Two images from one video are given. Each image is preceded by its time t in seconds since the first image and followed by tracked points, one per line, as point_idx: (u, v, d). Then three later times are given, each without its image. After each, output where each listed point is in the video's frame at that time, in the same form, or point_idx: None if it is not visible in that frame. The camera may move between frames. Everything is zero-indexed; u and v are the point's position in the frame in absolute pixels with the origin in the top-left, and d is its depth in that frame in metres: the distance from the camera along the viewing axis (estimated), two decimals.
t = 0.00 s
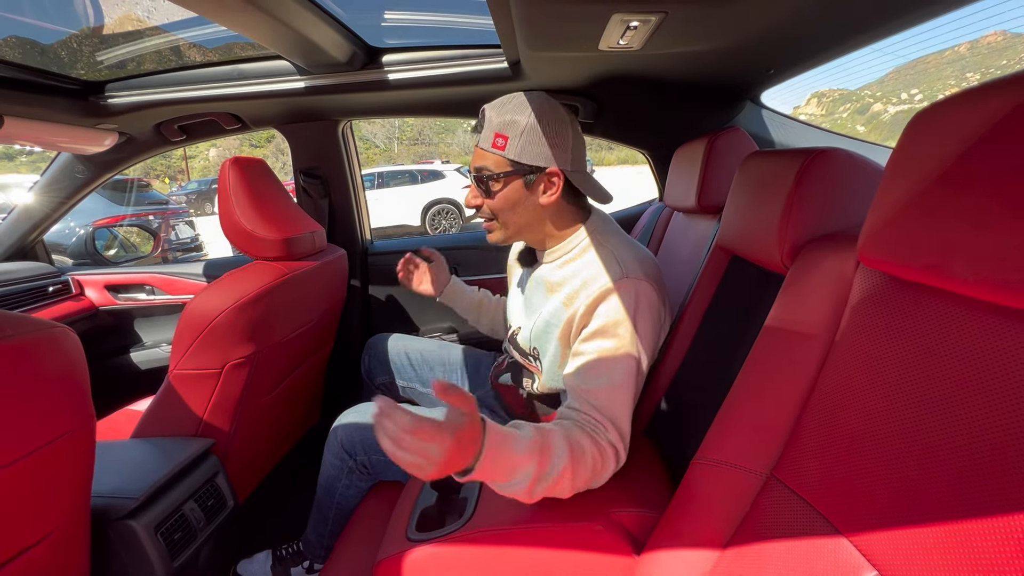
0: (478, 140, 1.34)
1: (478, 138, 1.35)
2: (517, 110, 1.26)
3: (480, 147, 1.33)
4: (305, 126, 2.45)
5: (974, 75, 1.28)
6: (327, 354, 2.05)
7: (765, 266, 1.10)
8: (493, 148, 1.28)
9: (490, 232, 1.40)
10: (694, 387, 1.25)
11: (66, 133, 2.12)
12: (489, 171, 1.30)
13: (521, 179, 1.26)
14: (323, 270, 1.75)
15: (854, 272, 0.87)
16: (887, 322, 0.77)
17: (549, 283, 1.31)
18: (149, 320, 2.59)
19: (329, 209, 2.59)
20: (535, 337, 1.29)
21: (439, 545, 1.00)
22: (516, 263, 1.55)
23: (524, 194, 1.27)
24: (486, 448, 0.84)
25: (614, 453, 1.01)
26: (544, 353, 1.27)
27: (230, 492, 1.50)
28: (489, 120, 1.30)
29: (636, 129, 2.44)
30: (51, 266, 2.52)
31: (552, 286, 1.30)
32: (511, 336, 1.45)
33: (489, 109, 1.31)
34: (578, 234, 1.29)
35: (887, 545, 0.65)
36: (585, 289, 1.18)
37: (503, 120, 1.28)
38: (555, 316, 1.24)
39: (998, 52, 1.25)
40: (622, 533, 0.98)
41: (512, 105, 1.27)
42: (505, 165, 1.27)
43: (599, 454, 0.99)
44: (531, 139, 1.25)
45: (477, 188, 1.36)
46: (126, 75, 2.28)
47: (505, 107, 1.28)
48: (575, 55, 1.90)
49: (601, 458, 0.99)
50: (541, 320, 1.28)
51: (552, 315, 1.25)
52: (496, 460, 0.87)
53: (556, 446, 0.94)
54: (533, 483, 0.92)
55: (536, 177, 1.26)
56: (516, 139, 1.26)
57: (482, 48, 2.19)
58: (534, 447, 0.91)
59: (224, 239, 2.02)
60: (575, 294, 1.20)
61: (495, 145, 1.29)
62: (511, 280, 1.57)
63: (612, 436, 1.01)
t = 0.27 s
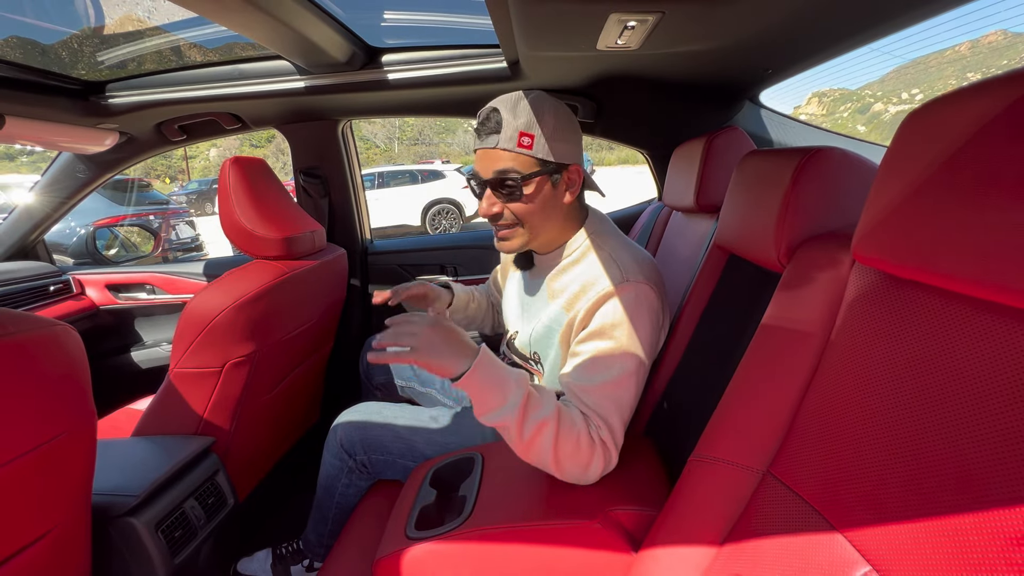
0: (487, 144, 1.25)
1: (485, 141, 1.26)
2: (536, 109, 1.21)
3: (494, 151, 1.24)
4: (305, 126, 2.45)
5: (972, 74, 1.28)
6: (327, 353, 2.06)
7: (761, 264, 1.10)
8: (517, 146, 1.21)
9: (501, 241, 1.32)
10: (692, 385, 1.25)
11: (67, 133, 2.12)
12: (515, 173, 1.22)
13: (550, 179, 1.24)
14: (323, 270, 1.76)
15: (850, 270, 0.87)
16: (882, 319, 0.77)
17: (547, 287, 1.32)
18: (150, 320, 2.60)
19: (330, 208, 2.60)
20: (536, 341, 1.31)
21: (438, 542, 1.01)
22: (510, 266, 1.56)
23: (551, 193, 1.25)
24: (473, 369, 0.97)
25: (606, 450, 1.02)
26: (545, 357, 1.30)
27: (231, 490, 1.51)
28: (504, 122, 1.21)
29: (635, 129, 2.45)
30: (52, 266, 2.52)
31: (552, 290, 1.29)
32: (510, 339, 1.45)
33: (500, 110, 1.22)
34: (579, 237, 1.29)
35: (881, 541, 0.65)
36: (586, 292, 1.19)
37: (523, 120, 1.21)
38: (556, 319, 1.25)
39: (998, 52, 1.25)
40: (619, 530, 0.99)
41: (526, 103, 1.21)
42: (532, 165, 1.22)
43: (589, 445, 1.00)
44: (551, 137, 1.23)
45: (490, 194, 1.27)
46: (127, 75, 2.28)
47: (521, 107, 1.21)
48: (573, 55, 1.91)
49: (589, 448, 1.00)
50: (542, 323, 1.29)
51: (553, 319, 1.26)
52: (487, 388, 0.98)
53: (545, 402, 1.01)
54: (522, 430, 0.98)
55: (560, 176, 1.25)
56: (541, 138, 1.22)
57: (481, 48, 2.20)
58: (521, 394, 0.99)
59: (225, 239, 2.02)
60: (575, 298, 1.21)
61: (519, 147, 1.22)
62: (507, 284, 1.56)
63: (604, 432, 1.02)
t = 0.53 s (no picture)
0: (512, 139, 1.22)
1: (508, 136, 1.23)
2: (562, 107, 1.23)
3: (523, 145, 1.21)
4: (306, 126, 2.46)
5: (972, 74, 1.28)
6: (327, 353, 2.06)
7: (759, 263, 1.11)
8: (547, 142, 1.21)
9: (520, 242, 1.27)
10: (690, 384, 1.26)
11: (69, 133, 2.14)
12: (545, 169, 1.21)
13: (572, 176, 1.26)
14: (324, 269, 1.76)
15: (847, 269, 0.88)
16: (879, 318, 0.77)
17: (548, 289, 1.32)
18: (151, 320, 2.60)
19: (330, 208, 2.60)
20: (537, 342, 1.30)
21: (437, 541, 1.01)
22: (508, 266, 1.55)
23: (572, 191, 1.27)
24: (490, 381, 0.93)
25: (608, 451, 1.03)
26: (545, 358, 1.29)
27: (231, 489, 1.51)
28: (534, 116, 1.20)
29: (635, 129, 2.45)
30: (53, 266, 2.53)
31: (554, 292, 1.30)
32: (508, 340, 1.45)
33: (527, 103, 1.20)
34: (580, 239, 1.29)
35: (876, 538, 0.66)
36: (588, 294, 1.19)
37: (550, 117, 1.22)
38: (557, 320, 1.25)
39: (999, 52, 1.26)
40: (618, 529, 0.99)
41: (549, 100, 1.22)
42: (559, 161, 1.23)
43: (592, 448, 1.01)
44: (572, 136, 1.26)
45: (516, 191, 1.23)
46: (128, 76, 2.29)
47: (549, 102, 1.21)
48: (573, 55, 1.91)
49: (593, 450, 1.01)
50: (543, 323, 1.29)
51: (554, 319, 1.27)
52: (499, 398, 0.94)
53: (552, 406, 0.99)
54: (532, 437, 0.96)
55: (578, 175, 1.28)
56: (566, 135, 1.24)
57: (481, 48, 2.20)
58: (533, 400, 0.97)
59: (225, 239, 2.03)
60: (578, 299, 1.22)
61: (549, 142, 1.22)
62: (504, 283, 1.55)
63: (607, 434, 1.03)
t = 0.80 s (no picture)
0: (530, 136, 1.21)
1: (525, 134, 1.22)
2: (576, 104, 1.24)
3: (541, 143, 1.21)
4: (307, 126, 2.47)
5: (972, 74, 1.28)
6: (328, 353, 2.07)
7: (760, 263, 1.11)
8: (567, 140, 1.22)
9: (538, 241, 1.27)
10: (691, 384, 1.26)
11: (70, 134, 2.14)
12: (564, 166, 1.23)
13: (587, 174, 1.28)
14: (325, 269, 1.77)
15: (848, 268, 0.88)
16: (879, 318, 0.78)
17: (555, 292, 1.32)
18: (153, 320, 2.61)
19: (331, 208, 2.61)
20: (543, 343, 1.30)
21: (439, 540, 1.02)
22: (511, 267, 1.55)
23: (586, 188, 1.29)
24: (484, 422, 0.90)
25: (608, 455, 1.04)
26: (551, 359, 1.29)
27: (234, 488, 1.52)
28: (552, 112, 1.19)
29: (636, 129, 2.45)
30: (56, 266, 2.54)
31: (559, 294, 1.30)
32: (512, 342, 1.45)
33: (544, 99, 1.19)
34: (587, 241, 1.29)
35: (877, 536, 0.66)
36: (596, 297, 1.19)
37: (567, 115, 1.22)
38: (563, 321, 1.25)
39: (1000, 52, 1.26)
40: (618, 528, 1.00)
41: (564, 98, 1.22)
42: (576, 159, 1.25)
43: (591, 452, 1.01)
44: (585, 133, 1.28)
45: (535, 189, 1.23)
46: (130, 77, 2.30)
47: (566, 99, 1.21)
48: (573, 56, 1.92)
49: (593, 455, 1.02)
50: (548, 325, 1.29)
51: (561, 320, 1.26)
52: (497, 435, 0.92)
53: (551, 429, 0.98)
54: (533, 463, 0.96)
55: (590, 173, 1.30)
56: (581, 133, 1.26)
57: (482, 49, 2.21)
58: (528, 419, 0.96)
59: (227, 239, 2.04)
60: (585, 302, 1.21)
61: (566, 139, 1.22)
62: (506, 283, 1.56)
63: (607, 438, 1.04)
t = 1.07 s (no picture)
0: (532, 137, 1.21)
1: (528, 135, 1.21)
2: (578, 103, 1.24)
3: (543, 144, 1.20)
4: (308, 126, 2.47)
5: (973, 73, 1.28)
6: (329, 352, 2.07)
7: (760, 262, 1.11)
8: (569, 141, 1.22)
9: (540, 242, 1.27)
10: (691, 383, 1.26)
11: (72, 134, 2.14)
12: (567, 167, 1.22)
13: (589, 174, 1.27)
14: (326, 268, 1.77)
15: (847, 267, 0.88)
16: (878, 316, 0.78)
17: (559, 292, 1.32)
18: (154, 319, 2.62)
19: (332, 208, 2.61)
20: (547, 342, 1.30)
21: (440, 539, 1.02)
22: (511, 267, 1.55)
23: (589, 187, 1.29)
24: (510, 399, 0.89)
25: (617, 452, 1.04)
26: (555, 358, 1.29)
27: (234, 487, 1.52)
28: (553, 113, 1.19)
29: (636, 129, 2.45)
30: (57, 265, 2.54)
31: (564, 292, 1.30)
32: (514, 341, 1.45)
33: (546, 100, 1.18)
34: (591, 242, 1.29)
35: (876, 534, 0.66)
36: (602, 296, 1.19)
37: (569, 115, 1.22)
38: (568, 321, 1.25)
39: (1002, 52, 1.26)
40: (618, 527, 1.00)
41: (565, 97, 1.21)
42: (578, 159, 1.24)
43: (601, 449, 1.01)
44: (588, 133, 1.27)
45: (538, 190, 1.23)
46: (131, 77, 2.30)
47: (569, 100, 1.21)
48: (574, 55, 1.92)
49: (603, 452, 1.01)
50: (553, 324, 1.29)
51: (566, 319, 1.26)
52: (518, 417, 0.91)
53: (566, 421, 0.98)
54: (546, 450, 0.95)
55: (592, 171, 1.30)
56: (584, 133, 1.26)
57: (482, 48, 2.21)
58: (550, 414, 0.95)
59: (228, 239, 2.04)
60: (590, 301, 1.21)
61: (568, 140, 1.22)
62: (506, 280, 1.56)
63: (616, 435, 1.04)
